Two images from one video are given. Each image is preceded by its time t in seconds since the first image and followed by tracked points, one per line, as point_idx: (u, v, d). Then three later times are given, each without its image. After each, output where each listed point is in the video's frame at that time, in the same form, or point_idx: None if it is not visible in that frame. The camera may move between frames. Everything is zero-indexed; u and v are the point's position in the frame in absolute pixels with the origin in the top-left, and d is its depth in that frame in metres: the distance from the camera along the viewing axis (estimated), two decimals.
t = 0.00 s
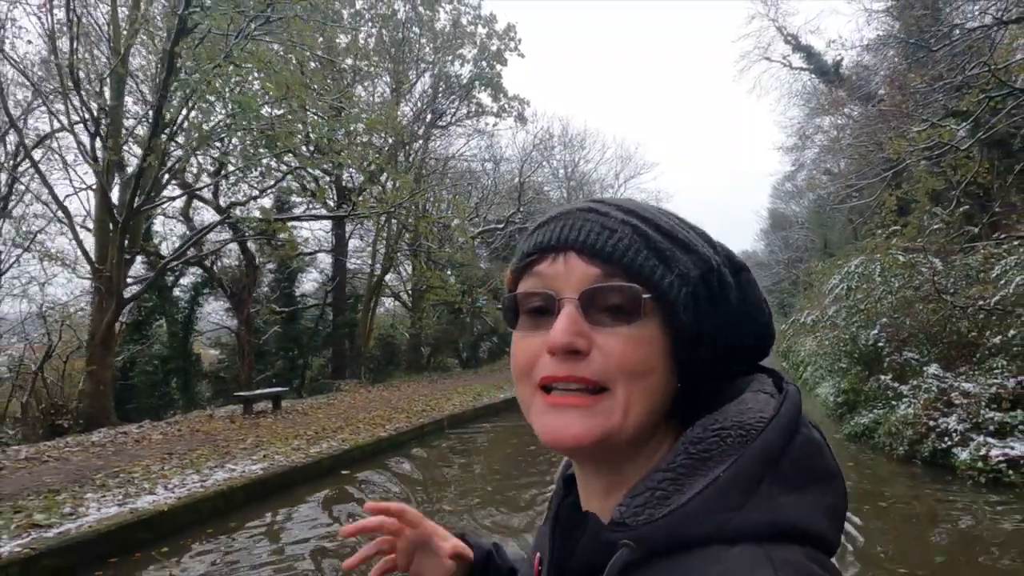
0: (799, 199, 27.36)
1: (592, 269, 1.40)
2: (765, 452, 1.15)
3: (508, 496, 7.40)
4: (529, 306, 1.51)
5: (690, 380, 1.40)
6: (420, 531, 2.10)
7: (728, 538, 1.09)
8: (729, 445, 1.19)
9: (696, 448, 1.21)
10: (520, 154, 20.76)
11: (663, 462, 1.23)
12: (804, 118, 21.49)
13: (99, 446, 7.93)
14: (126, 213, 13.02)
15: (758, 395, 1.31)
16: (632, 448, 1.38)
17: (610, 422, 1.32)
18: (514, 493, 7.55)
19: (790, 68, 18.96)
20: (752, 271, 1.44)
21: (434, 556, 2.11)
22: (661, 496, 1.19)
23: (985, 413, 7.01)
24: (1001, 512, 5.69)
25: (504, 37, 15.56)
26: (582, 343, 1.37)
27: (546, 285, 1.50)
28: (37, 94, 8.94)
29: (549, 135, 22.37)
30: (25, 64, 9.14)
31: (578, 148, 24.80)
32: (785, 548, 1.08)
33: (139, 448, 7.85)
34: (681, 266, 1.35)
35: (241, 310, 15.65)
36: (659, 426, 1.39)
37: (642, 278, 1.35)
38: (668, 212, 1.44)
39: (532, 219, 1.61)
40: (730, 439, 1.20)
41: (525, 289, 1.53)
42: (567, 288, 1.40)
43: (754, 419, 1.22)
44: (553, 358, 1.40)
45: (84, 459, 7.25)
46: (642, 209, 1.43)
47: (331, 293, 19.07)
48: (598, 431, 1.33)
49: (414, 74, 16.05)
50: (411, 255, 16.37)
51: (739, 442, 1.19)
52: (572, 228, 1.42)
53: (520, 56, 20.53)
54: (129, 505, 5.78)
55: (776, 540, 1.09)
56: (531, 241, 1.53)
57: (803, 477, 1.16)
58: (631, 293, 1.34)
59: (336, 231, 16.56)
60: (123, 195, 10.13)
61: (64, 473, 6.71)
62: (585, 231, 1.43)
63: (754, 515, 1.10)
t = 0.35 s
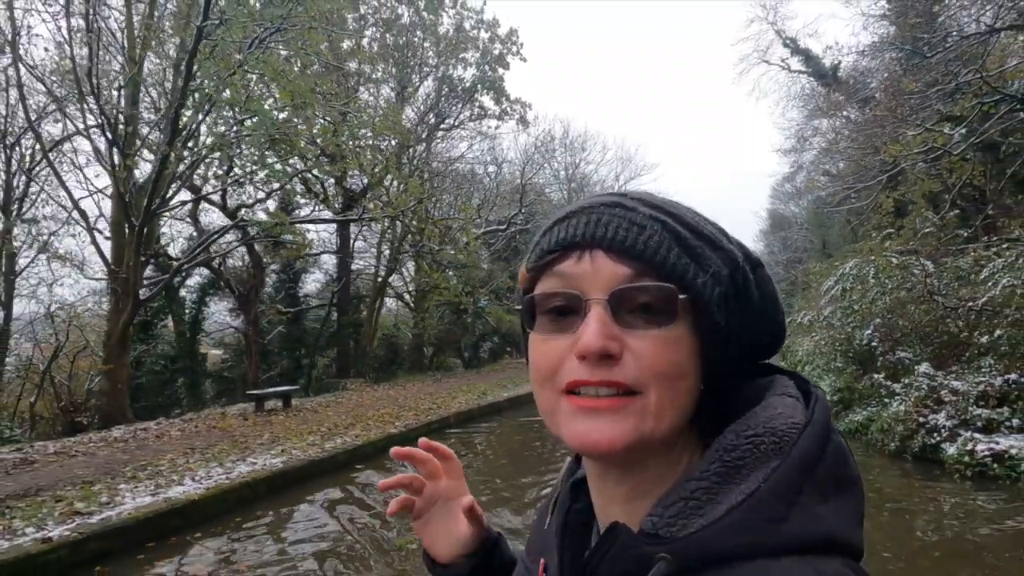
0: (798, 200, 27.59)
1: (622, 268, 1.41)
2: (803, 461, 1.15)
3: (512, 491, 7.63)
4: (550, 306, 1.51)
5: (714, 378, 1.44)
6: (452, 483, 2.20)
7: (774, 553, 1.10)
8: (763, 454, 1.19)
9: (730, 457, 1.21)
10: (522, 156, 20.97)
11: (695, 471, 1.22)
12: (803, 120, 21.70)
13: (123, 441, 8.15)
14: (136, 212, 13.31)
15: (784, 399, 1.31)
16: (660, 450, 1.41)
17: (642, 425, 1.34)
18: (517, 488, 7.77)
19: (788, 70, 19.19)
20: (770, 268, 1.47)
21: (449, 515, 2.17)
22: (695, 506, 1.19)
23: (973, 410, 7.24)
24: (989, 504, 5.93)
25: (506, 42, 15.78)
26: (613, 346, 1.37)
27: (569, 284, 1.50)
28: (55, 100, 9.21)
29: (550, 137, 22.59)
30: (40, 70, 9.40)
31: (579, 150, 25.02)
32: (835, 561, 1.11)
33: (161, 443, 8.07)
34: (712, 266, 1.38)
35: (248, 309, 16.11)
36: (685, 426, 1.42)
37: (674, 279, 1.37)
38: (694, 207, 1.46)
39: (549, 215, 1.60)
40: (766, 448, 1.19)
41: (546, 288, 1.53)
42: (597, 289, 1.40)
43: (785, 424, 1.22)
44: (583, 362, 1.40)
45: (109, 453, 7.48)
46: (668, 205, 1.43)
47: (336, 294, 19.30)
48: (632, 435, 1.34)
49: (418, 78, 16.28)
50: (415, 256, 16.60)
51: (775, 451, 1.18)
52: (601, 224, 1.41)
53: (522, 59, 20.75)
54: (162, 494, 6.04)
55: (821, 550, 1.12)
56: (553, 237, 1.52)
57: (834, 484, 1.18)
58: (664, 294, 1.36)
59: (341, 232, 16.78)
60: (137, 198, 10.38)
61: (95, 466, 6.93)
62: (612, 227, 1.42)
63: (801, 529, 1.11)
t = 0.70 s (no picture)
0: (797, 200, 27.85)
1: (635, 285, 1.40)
2: (804, 468, 1.18)
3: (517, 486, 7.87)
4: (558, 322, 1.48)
5: (718, 394, 1.45)
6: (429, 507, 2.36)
7: (778, 560, 1.14)
8: (762, 461, 1.22)
9: (729, 465, 1.24)
10: (524, 159, 21.21)
11: (695, 480, 1.26)
12: (801, 122, 21.94)
13: (147, 436, 8.37)
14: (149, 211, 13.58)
15: (780, 403, 1.32)
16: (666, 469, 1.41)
17: (653, 449, 1.34)
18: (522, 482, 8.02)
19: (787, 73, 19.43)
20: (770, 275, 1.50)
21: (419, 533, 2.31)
22: (696, 517, 1.23)
23: (961, 406, 7.49)
24: (975, 496, 6.20)
25: (508, 46, 16.03)
26: (626, 370, 1.36)
27: (576, 298, 1.47)
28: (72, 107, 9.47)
29: (551, 139, 22.83)
30: (56, 77, 9.63)
31: (580, 151, 25.25)
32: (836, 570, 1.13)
33: (183, 438, 8.29)
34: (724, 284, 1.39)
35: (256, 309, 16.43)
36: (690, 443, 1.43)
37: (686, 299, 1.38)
38: (703, 221, 1.47)
39: (552, 221, 1.57)
40: (766, 455, 1.23)
41: (551, 301, 1.50)
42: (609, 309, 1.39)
43: (785, 429, 1.25)
44: (593, 385, 1.38)
45: (136, 447, 7.72)
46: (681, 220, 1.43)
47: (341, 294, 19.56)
48: (644, 460, 1.33)
49: (422, 82, 16.53)
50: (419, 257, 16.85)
51: (773, 458, 1.22)
52: (617, 241, 1.39)
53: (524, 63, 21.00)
54: (194, 484, 6.37)
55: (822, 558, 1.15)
56: (559, 249, 1.49)
57: (834, 488, 1.21)
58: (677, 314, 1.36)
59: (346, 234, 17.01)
60: (153, 201, 10.66)
61: (125, 459, 7.17)
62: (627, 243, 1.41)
63: (805, 537, 1.15)
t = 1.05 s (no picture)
0: (796, 201, 28.03)
1: (569, 290, 1.37)
2: (746, 465, 1.19)
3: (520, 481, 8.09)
4: (493, 331, 1.45)
5: (659, 397, 1.43)
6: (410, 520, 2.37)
7: (726, 559, 1.14)
8: (707, 459, 1.22)
9: (677, 466, 1.23)
10: (525, 160, 21.39)
11: (644, 482, 1.25)
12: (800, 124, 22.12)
13: (167, 432, 8.60)
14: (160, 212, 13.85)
15: (719, 399, 1.31)
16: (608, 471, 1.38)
17: (588, 456, 1.30)
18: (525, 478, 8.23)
19: (786, 76, 19.60)
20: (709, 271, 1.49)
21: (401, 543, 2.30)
22: (646, 517, 1.22)
23: (951, 403, 7.74)
24: (961, 490, 6.43)
25: (511, 50, 16.22)
26: (559, 375, 1.33)
27: (510, 306, 1.44)
28: (87, 112, 9.66)
29: (553, 140, 23.02)
30: (70, 83, 9.84)
31: (581, 152, 25.44)
32: (781, 563, 1.14)
33: (202, 434, 8.53)
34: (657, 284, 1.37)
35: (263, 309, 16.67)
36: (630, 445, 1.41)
37: (619, 300, 1.36)
38: (633, 222, 1.45)
39: (484, 230, 1.53)
40: (707, 454, 1.22)
41: (486, 310, 1.46)
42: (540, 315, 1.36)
43: (727, 426, 1.24)
44: (529, 391, 1.35)
45: (158, 442, 7.94)
46: (613, 221, 1.41)
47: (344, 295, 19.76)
48: (583, 465, 1.30)
49: (425, 85, 16.74)
50: (422, 257, 17.07)
51: (717, 456, 1.21)
52: (544, 247, 1.37)
53: (526, 66, 21.19)
54: (221, 476, 6.63)
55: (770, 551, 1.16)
56: (491, 257, 1.45)
57: (775, 482, 1.23)
58: (611, 317, 1.34)
59: (350, 235, 17.22)
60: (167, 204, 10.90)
61: (149, 453, 7.40)
62: (556, 248, 1.39)
63: (749, 534, 1.15)
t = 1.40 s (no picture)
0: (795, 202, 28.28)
1: (447, 286, 1.35)
2: (652, 455, 1.20)
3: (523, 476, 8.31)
4: (385, 332, 1.43)
5: (560, 393, 1.38)
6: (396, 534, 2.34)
7: (636, 546, 1.13)
8: (616, 452, 1.22)
9: (588, 461, 1.22)
10: (526, 162, 21.63)
11: (557, 479, 1.22)
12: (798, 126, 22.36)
13: (183, 429, 8.83)
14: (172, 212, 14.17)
15: (629, 394, 1.34)
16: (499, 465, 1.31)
17: (466, 445, 1.24)
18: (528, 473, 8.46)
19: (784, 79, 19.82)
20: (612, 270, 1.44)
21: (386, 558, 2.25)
22: (561, 514, 1.19)
23: (941, 400, 8.00)
24: (949, 483, 6.67)
25: (513, 54, 16.46)
26: (433, 365, 1.28)
27: (400, 305, 1.41)
28: (102, 117, 9.91)
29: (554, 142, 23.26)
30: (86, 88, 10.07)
31: (582, 154, 25.69)
32: (691, 544, 1.16)
33: (218, 430, 8.76)
34: (533, 277, 1.33)
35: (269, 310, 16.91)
36: (524, 441, 1.33)
37: (496, 293, 1.32)
38: (521, 224, 1.43)
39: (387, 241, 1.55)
40: (611, 447, 1.23)
41: (380, 312, 1.45)
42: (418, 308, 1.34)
43: (631, 420, 1.26)
44: (406, 382, 1.30)
45: (175, 438, 8.18)
46: (494, 223, 1.40)
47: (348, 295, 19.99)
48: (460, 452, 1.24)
49: (429, 89, 16.99)
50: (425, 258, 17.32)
51: (625, 448, 1.22)
52: (421, 247, 1.37)
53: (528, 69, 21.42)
54: (246, 468, 6.88)
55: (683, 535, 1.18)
56: (384, 264, 1.46)
57: (680, 470, 1.25)
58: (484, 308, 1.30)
59: (354, 236, 17.45)
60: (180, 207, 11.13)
61: (174, 447, 7.64)
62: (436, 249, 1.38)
63: (656, 524, 1.15)
